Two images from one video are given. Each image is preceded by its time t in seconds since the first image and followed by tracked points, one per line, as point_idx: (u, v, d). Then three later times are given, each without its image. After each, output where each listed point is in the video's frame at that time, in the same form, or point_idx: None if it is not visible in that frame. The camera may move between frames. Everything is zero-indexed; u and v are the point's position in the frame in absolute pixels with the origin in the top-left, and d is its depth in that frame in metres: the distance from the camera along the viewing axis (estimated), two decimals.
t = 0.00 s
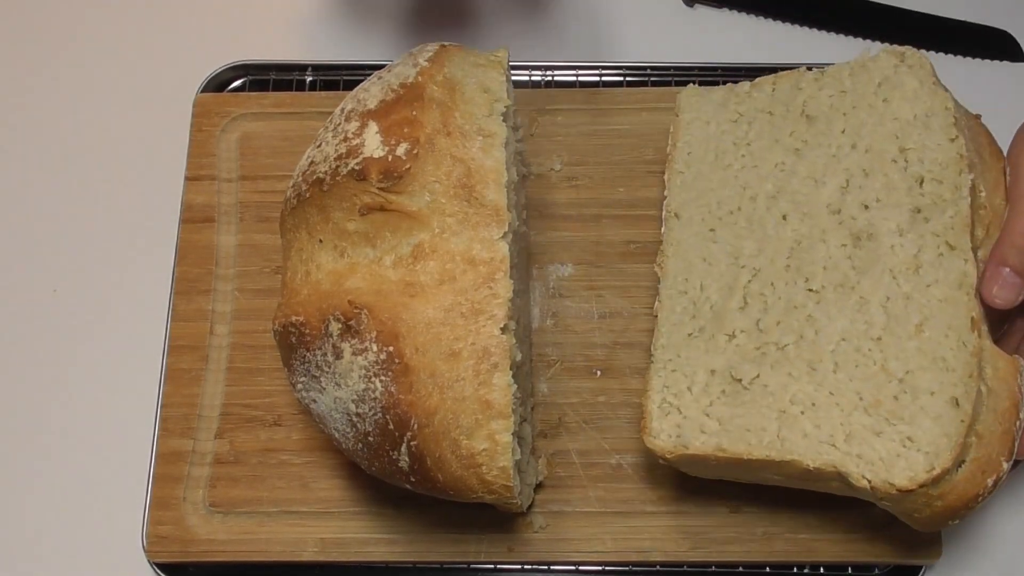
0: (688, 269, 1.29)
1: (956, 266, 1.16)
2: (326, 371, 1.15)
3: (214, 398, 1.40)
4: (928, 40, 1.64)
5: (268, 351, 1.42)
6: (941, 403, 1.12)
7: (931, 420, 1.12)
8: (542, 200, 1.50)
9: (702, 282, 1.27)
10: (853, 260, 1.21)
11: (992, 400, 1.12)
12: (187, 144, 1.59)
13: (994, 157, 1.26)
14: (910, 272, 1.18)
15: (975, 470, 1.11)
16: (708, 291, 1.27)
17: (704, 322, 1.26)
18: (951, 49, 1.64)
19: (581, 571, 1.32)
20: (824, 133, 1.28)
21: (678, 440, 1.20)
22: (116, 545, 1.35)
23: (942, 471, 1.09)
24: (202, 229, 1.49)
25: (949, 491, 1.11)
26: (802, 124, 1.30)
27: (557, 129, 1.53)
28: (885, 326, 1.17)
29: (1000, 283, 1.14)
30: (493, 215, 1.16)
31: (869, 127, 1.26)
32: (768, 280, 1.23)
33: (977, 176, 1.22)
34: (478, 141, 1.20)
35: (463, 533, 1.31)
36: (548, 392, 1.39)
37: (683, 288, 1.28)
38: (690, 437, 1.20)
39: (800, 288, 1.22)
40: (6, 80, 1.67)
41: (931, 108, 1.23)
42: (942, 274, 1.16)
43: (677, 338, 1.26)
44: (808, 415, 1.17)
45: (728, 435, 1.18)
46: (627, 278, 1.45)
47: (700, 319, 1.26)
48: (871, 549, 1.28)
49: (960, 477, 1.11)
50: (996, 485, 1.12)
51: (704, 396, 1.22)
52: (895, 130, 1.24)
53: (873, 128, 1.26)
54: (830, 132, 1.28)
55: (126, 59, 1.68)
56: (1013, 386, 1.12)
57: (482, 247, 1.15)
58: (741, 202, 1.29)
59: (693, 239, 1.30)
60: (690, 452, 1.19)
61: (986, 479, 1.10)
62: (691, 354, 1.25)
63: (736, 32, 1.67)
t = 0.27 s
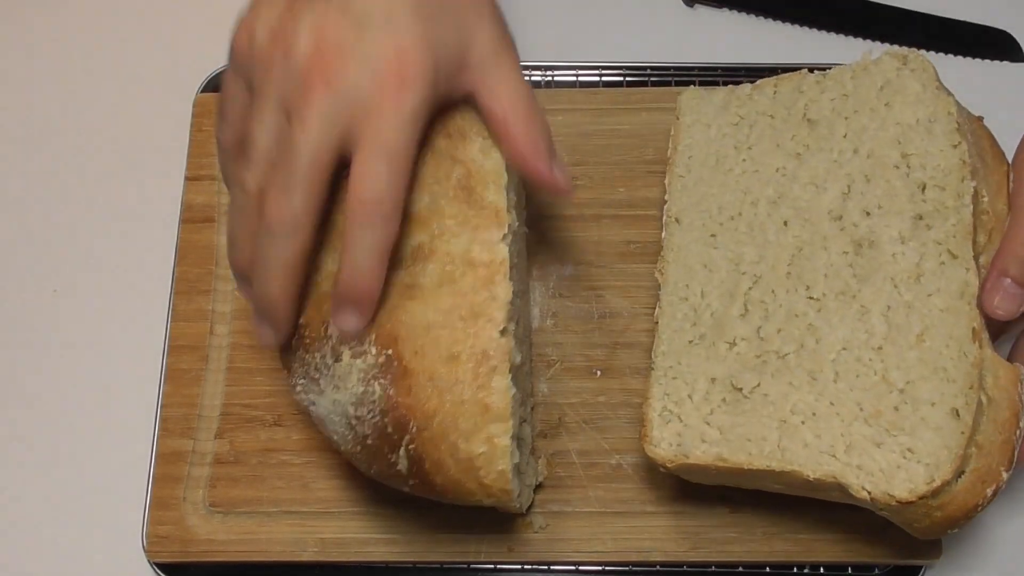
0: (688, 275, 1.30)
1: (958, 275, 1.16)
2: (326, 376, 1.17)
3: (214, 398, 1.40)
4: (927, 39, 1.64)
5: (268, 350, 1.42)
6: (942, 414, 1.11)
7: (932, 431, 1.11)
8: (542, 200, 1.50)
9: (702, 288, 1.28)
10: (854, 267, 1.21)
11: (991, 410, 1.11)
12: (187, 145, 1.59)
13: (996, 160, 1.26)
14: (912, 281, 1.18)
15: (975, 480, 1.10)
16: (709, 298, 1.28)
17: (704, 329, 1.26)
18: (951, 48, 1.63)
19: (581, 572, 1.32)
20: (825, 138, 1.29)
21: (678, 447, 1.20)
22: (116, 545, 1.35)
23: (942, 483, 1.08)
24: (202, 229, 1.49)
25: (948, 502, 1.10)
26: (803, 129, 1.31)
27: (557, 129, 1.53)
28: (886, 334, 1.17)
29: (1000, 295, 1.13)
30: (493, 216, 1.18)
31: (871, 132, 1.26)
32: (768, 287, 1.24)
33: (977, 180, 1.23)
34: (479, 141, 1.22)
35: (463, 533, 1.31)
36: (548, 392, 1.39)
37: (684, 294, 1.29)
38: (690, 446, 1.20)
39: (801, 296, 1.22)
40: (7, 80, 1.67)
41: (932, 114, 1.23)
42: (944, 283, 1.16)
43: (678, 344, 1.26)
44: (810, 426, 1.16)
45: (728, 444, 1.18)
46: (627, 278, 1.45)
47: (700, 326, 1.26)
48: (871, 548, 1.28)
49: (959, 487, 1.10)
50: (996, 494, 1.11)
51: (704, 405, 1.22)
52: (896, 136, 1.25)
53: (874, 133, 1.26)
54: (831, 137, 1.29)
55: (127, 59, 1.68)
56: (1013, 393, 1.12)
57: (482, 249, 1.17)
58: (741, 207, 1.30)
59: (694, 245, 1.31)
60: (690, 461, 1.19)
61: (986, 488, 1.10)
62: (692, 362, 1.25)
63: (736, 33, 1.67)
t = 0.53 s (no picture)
0: (688, 284, 1.31)
1: (958, 288, 1.15)
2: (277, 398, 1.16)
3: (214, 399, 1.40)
4: (927, 39, 1.65)
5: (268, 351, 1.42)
6: (942, 429, 1.11)
7: (932, 446, 1.11)
8: (542, 200, 1.50)
9: (702, 297, 1.29)
10: (854, 278, 1.21)
11: (991, 422, 1.12)
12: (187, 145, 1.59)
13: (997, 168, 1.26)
14: (911, 295, 1.17)
15: (974, 494, 1.11)
16: (709, 307, 1.28)
17: (704, 339, 1.27)
18: (951, 48, 1.64)
19: (581, 571, 1.32)
20: (826, 145, 1.29)
21: (676, 459, 1.23)
22: (116, 544, 1.35)
23: (942, 499, 1.09)
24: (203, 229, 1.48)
25: (948, 516, 1.11)
26: (805, 134, 1.31)
27: (557, 129, 1.53)
28: (886, 348, 1.16)
29: (1001, 336, 1.14)
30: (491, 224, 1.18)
31: (872, 139, 1.25)
32: (769, 298, 1.24)
33: (979, 187, 1.22)
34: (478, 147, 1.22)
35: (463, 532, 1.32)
36: (548, 392, 1.40)
37: (684, 305, 1.30)
38: (690, 460, 1.22)
39: (801, 306, 1.22)
40: (9, 79, 1.68)
41: (934, 122, 1.23)
42: (944, 295, 1.16)
43: (677, 356, 1.28)
44: (810, 440, 1.17)
45: (728, 457, 1.20)
46: (626, 278, 1.45)
47: (700, 336, 1.27)
48: (872, 550, 1.28)
49: (959, 502, 1.11)
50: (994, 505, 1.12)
51: (704, 416, 1.23)
52: (897, 143, 1.24)
53: (876, 140, 1.25)
54: (833, 144, 1.28)
55: (128, 59, 1.68)
56: (1014, 406, 1.13)
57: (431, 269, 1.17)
58: (742, 215, 1.31)
59: (693, 253, 1.32)
60: (691, 474, 1.21)
61: (984, 502, 1.11)
62: (692, 371, 1.26)
63: (736, 34, 1.67)
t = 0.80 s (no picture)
0: (685, 289, 1.30)
1: (954, 294, 1.16)
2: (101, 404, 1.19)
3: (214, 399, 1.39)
4: (929, 39, 1.65)
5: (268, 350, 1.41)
6: (938, 437, 1.12)
7: (927, 454, 1.12)
8: (542, 200, 1.50)
9: (699, 303, 1.29)
10: (851, 284, 1.20)
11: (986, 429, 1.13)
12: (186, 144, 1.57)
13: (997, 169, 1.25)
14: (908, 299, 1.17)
15: (970, 501, 1.12)
16: (706, 313, 1.28)
17: (702, 345, 1.27)
18: (952, 48, 1.64)
19: (581, 572, 1.32)
20: (824, 148, 1.27)
21: (672, 467, 1.24)
22: (117, 545, 1.36)
23: (937, 507, 1.10)
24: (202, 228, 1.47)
25: (943, 523, 1.13)
26: (802, 139, 1.29)
27: (556, 129, 1.53)
28: (882, 355, 1.16)
29: (997, 347, 1.14)
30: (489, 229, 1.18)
31: (870, 143, 1.24)
32: (765, 305, 1.23)
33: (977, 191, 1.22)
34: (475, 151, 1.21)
35: (462, 532, 1.32)
36: (548, 392, 1.39)
37: (682, 311, 1.30)
38: (688, 469, 1.24)
39: (797, 312, 1.21)
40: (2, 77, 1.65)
41: (933, 126, 1.22)
42: (941, 302, 1.16)
43: (673, 362, 1.28)
44: (806, 447, 1.18)
45: (724, 464, 1.22)
46: (626, 278, 1.45)
47: (698, 341, 1.27)
48: (874, 550, 1.27)
49: (954, 509, 1.12)
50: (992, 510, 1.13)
51: (701, 422, 1.24)
52: (895, 147, 1.23)
53: (874, 144, 1.24)
54: (831, 147, 1.27)
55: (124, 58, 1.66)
56: (1011, 412, 1.13)
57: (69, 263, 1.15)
58: (739, 218, 1.29)
59: (691, 257, 1.31)
60: (688, 481, 1.23)
61: (980, 509, 1.12)
62: (689, 378, 1.26)
63: (736, 35, 1.67)
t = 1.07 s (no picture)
0: (674, 284, 1.30)
1: (940, 285, 1.16)
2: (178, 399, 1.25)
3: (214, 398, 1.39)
4: (929, 40, 1.65)
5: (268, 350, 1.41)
6: (923, 427, 1.12)
7: (913, 445, 1.12)
8: (542, 200, 1.50)
9: (686, 298, 1.28)
10: (837, 276, 1.20)
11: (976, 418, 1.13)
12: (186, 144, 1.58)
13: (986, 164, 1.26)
14: (893, 290, 1.18)
15: (956, 492, 1.12)
16: (694, 307, 1.27)
17: (689, 339, 1.26)
18: (953, 48, 1.64)
19: (581, 572, 1.32)
20: (812, 144, 1.28)
21: (655, 457, 1.24)
22: (117, 543, 1.36)
23: (922, 497, 1.10)
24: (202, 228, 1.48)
25: (929, 514, 1.13)
26: (790, 135, 1.29)
27: (556, 129, 1.53)
28: (869, 345, 1.17)
29: (985, 339, 1.13)
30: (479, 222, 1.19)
31: (856, 137, 1.25)
32: (751, 298, 1.24)
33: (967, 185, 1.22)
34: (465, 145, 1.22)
35: (462, 532, 1.31)
36: (548, 392, 1.39)
37: (668, 304, 1.29)
38: (674, 460, 1.23)
39: (784, 304, 1.22)
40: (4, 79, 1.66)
41: (919, 121, 1.22)
42: (926, 294, 1.16)
43: (660, 353, 1.27)
44: (792, 438, 1.18)
45: (710, 457, 1.21)
46: (626, 278, 1.46)
47: (685, 336, 1.27)
48: (873, 550, 1.28)
49: (941, 500, 1.12)
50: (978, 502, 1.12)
51: (688, 415, 1.24)
52: (880, 141, 1.24)
53: (861, 138, 1.25)
54: (818, 141, 1.27)
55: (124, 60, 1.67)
56: (999, 402, 1.13)
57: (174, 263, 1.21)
58: (727, 214, 1.29)
59: (680, 253, 1.31)
60: (674, 474, 1.22)
61: (967, 500, 1.12)
62: (676, 372, 1.26)
63: (736, 35, 1.68)
